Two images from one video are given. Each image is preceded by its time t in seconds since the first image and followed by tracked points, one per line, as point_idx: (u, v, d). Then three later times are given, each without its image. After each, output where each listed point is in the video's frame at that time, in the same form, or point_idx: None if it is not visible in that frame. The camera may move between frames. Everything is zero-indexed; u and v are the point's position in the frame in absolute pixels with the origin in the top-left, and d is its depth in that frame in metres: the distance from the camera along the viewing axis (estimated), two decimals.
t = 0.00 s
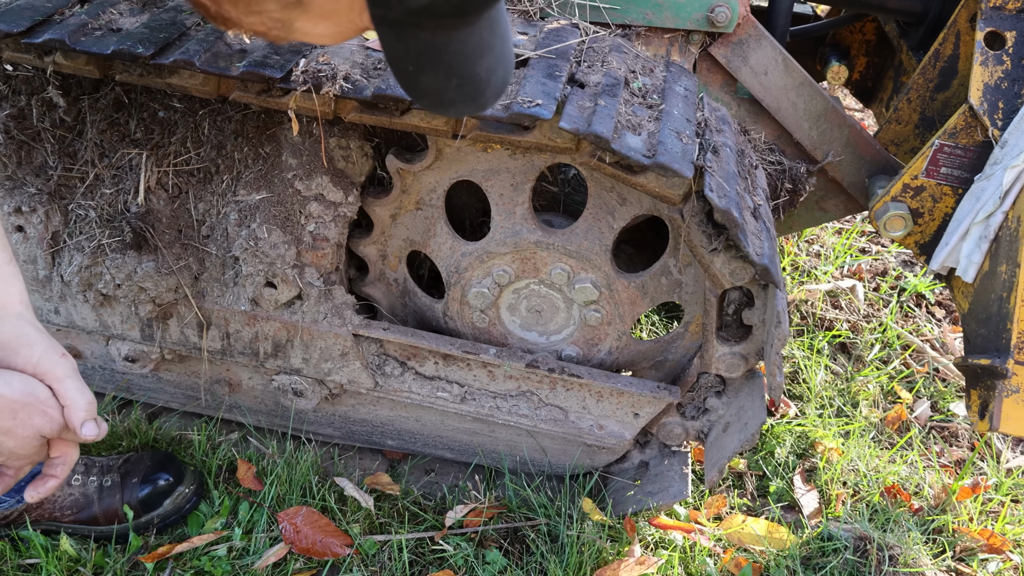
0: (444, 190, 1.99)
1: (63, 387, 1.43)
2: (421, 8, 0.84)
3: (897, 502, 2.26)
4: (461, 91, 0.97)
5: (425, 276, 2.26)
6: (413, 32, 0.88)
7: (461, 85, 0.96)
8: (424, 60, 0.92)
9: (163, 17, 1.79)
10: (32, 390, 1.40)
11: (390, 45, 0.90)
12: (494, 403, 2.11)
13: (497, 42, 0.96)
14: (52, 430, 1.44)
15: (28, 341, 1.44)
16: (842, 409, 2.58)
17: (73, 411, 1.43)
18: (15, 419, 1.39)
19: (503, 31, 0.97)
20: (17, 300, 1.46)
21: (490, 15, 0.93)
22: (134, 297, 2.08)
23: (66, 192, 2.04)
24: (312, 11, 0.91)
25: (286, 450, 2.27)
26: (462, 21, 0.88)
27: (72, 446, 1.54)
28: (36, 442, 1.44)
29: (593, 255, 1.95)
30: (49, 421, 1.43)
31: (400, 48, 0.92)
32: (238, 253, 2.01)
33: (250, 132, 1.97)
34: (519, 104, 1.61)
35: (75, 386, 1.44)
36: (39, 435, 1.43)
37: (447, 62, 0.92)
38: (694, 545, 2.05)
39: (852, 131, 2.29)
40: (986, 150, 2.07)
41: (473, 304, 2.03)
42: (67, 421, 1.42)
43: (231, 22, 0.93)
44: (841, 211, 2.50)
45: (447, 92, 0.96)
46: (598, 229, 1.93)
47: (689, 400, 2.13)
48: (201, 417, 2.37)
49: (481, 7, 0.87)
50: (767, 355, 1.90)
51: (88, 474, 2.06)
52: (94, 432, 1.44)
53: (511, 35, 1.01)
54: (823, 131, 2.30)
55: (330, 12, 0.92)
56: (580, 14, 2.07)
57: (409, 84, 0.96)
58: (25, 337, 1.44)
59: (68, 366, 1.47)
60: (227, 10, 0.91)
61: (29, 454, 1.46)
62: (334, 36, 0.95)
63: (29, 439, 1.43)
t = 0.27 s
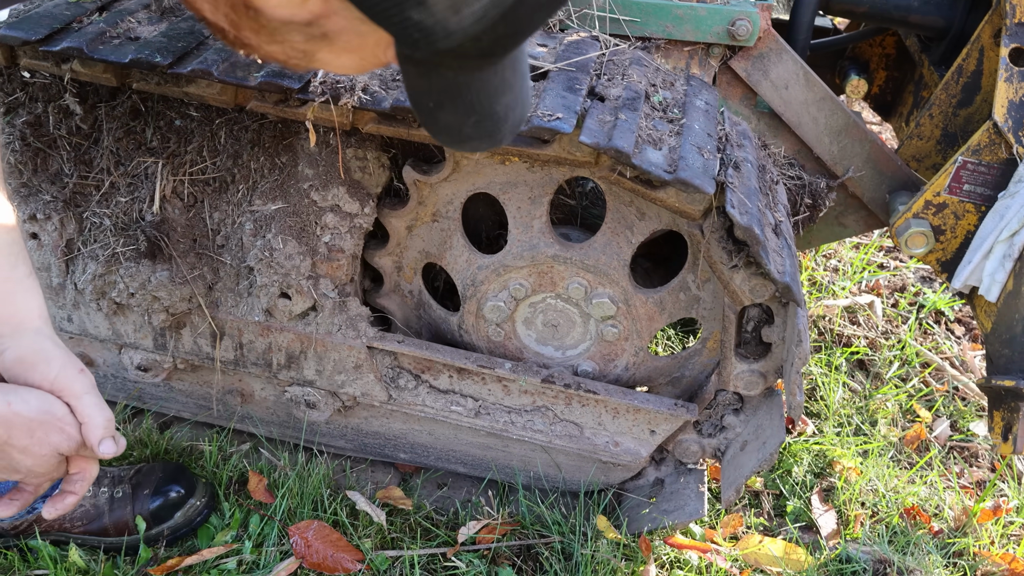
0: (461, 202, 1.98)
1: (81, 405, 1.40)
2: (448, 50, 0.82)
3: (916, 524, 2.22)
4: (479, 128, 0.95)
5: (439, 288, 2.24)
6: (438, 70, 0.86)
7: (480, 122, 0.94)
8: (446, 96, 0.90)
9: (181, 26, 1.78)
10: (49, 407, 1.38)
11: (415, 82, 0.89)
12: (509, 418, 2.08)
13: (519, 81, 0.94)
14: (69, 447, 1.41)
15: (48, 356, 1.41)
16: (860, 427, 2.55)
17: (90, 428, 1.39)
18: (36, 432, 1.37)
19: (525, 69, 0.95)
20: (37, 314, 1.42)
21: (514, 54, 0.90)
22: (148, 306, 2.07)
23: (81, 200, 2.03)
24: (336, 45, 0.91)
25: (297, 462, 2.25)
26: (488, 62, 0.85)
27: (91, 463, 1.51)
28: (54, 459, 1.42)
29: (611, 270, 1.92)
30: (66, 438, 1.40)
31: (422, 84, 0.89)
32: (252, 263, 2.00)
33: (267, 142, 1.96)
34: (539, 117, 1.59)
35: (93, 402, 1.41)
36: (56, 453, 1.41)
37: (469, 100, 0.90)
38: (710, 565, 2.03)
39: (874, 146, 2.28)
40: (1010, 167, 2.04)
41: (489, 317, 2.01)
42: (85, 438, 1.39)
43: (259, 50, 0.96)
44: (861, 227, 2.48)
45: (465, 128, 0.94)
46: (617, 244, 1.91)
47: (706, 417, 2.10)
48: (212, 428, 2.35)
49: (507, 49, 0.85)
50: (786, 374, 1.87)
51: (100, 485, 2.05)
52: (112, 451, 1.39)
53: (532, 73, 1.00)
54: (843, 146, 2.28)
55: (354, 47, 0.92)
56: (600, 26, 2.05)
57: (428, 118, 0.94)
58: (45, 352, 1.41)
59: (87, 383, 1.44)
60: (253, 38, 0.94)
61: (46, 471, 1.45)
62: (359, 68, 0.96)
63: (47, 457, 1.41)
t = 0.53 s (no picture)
0: (474, 215, 1.98)
1: (94, 422, 1.35)
2: (469, 73, 0.82)
3: (931, 543, 2.20)
4: (494, 145, 0.97)
5: (451, 300, 2.24)
6: (456, 92, 0.87)
7: (496, 140, 0.96)
8: (464, 115, 0.91)
9: (198, 37, 1.79)
10: (63, 422, 1.32)
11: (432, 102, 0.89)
12: (520, 432, 2.07)
13: (534, 99, 0.96)
14: (82, 464, 1.36)
15: (61, 372, 1.37)
16: (874, 443, 2.53)
17: (102, 446, 1.34)
18: (47, 450, 1.32)
19: (538, 86, 0.97)
20: (52, 329, 1.41)
21: (531, 74, 0.92)
22: (160, 316, 2.07)
23: (95, 210, 2.04)
24: (357, 64, 0.89)
25: (307, 474, 2.24)
26: (507, 85, 0.87)
27: (103, 478, 1.43)
28: (67, 476, 1.36)
29: (625, 284, 1.92)
30: (78, 455, 1.35)
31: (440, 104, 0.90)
32: (265, 274, 1.99)
33: (281, 153, 1.97)
34: (554, 131, 1.59)
35: (107, 419, 1.36)
36: (69, 470, 1.36)
37: (486, 119, 0.91)
38: None
39: (889, 162, 2.28)
40: None
41: (500, 330, 2.00)
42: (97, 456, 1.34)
43: (275, 65, 0.93)
44: (875, 243, 2.46)
45: (481, 145, 0.96)
46: (630, 257, 1.90)
47: (719, 433, 2.09)
48: (222, 439, 2.35)
49: (526, 72, 0.86)
50: (800, 390, 1.87)
51: (109, 496, 2.04)
52: (124, 468, 1.35)
53: (544, 88, 1.01)
54: (858, 161, 2.28)
55: (375, 66, 0.90)
56: (615, 41, 2.05)
57: (445, 135, 0.96)
58: (58, 368, 1.37)
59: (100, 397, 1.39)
60: (269, 55, 0.90)
61: (62, 487, 1.38)
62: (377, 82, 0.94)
63: (60, 473, 1.35)
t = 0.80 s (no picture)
0: (483, 225, 1.98)
1: (106, 440, 1.36)
2: (479, 99, 0.86)
3: (942, 553, 2.19)
4: (500, 168, 1.00)
5: (460, 309, 2.24)
6: (465, 116, 0.91)
7: (500, 163, 0.99)
8: (471, 139, 0.94)
9: (209, 50, 1.80)
10: (74, 440, 1.33)
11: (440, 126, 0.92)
12: (529, 442, 2.07)
13: (538, 124, 0.99)
14: (92, 482, 1.37)
15: (73, 391, 1.38)
16: (884, 452, 2.52)
17: (113, 464, 1.35)
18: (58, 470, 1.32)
19: (542, 112, 1.01)
20: (64, 347, 1.42)
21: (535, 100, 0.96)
22: (170, 327, 2.07)
23: (106, 221, 2.05)
24: (366, 88, 0.92)
25: (316, 484, 2.25)
26: (514, 111, 0.90)
27: (111, 495, 1.44)
28: (78, 494, 1.36)
29: (634, 294, 1.92)
30: (89, 473, 1.36)
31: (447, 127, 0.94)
32: (274, 284, 2.00)
33: (291, 164, 1.97)
34: (564, 142, 1.59)
35: (118, 438, 1.37)
36: (80, 488, 1.36)
37: (492, 142, 0.94)
38: None
39: (897, 170, 2.28)
40: None
41: (509, 340, 2.00)
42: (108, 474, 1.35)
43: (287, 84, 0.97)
44: (884, 251, 2.46)
45: (487, 168, 0.99)
46: (639, 267, 1.91)
47: (728, 443, 2.08)
48: (231, 449, 2.35)
49: (533, 97, 0.89)
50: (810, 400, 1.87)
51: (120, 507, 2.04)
52: (133, 487, 1.36)
53: (547, 115, 1.05)
54: (867, 170, 2.28)
55: (383, 90, 0.94)
56: (624, 51, 2.06)
57: (452, 158, 0.99)
58: (70, 386, 1.38)
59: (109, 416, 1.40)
60: (282, 75, 0.94)
61: (70, 505, 1.38)
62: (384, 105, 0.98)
63: (71, 491, 1.35)
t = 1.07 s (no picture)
0: (487, 233, 1.99)
1: (114, 455, 1.37)
2: (482, 113, 0.86)
3: (949, 554, 2.19)
4: (496, 177, 0.99)
5: (464, 316, 2.25)
6: (465, 127, 0.90)
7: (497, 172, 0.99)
8: (469, 149, 0.94)
9: (213, 62, 1.81)
10: (82, 455, 1.35)
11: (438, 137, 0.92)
12: (535, 448, 2.08)
13: (535, 133, 0.99)
14: (101, 497, 1.38)
15: (80, 407, 1.39)
16: (889, 453, 2.52)
17: (121, 479, 1.36)
18: (66, 486, 1.33)
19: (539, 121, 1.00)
20: (71, 363, 1.43)
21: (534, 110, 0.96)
22: (176, 338, 2.08)
23: (112, 233, 2.05)
24: (367, 100, 0.90)
25: (323, 492, 2.25)
26: (514, 122, 0.89)
27: (122, 510, 1.45)
28: (86, 510, 1.37)
29: (638, 299, 1.92)
30: (96, 488, 1.37)
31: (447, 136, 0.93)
32: (280, 294, 2.01)
33: (294, 174, 1.98)
34: (567, 150, 1.60)
35: (125, 453, 1.38)
36: (88, 503, 1.38)
37: (490, 153, 0.94)
38: None
39: (899, 172, 2.28)
40: None
41: (514, 347, 2.01)
42: (116, 489, 1.36)
43: (283, 94, 0.94)
44: (887, 253, 2.46)
45: (483, 177, 0.98)
46: (643, 273, 1.91)
47: (733, 446, 2.08)
48: (238, 458, 2.36)
49: (533, 110, 0.89)
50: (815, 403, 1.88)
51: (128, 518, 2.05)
52: (141, 502, 1.37)
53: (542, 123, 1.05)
54: (868, 173, 2.28)
55: (384, 101, 0.91)
56: (625, 57, 2.07)
57: (448, 167, 0.98)
58: (77, 403, 1.39)
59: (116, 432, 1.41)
60: (281, 87, 0.91)
61: (77, 521, 1.39)
62: (384, 115, 0.95)
63: (79, 507, 1.37)
